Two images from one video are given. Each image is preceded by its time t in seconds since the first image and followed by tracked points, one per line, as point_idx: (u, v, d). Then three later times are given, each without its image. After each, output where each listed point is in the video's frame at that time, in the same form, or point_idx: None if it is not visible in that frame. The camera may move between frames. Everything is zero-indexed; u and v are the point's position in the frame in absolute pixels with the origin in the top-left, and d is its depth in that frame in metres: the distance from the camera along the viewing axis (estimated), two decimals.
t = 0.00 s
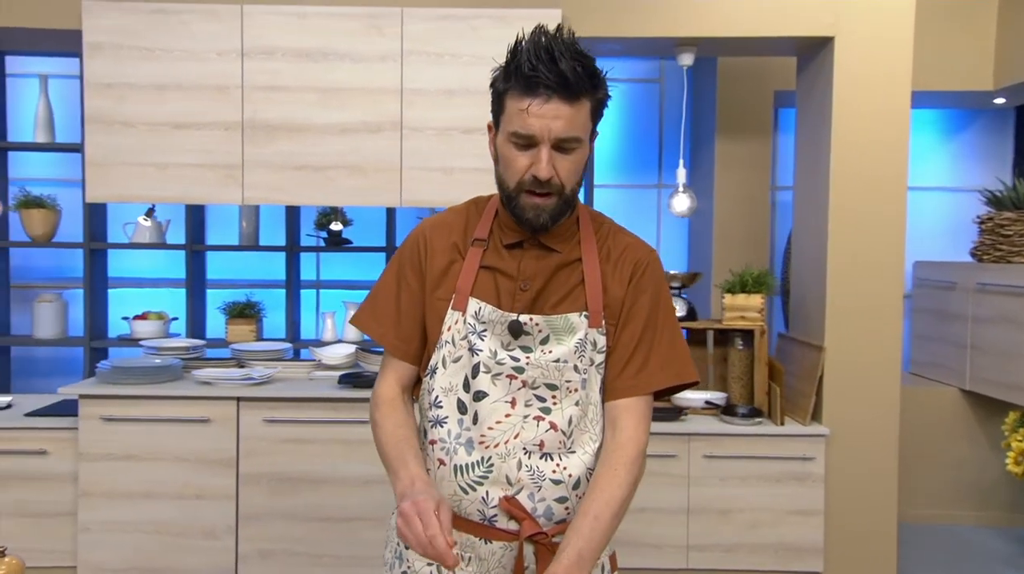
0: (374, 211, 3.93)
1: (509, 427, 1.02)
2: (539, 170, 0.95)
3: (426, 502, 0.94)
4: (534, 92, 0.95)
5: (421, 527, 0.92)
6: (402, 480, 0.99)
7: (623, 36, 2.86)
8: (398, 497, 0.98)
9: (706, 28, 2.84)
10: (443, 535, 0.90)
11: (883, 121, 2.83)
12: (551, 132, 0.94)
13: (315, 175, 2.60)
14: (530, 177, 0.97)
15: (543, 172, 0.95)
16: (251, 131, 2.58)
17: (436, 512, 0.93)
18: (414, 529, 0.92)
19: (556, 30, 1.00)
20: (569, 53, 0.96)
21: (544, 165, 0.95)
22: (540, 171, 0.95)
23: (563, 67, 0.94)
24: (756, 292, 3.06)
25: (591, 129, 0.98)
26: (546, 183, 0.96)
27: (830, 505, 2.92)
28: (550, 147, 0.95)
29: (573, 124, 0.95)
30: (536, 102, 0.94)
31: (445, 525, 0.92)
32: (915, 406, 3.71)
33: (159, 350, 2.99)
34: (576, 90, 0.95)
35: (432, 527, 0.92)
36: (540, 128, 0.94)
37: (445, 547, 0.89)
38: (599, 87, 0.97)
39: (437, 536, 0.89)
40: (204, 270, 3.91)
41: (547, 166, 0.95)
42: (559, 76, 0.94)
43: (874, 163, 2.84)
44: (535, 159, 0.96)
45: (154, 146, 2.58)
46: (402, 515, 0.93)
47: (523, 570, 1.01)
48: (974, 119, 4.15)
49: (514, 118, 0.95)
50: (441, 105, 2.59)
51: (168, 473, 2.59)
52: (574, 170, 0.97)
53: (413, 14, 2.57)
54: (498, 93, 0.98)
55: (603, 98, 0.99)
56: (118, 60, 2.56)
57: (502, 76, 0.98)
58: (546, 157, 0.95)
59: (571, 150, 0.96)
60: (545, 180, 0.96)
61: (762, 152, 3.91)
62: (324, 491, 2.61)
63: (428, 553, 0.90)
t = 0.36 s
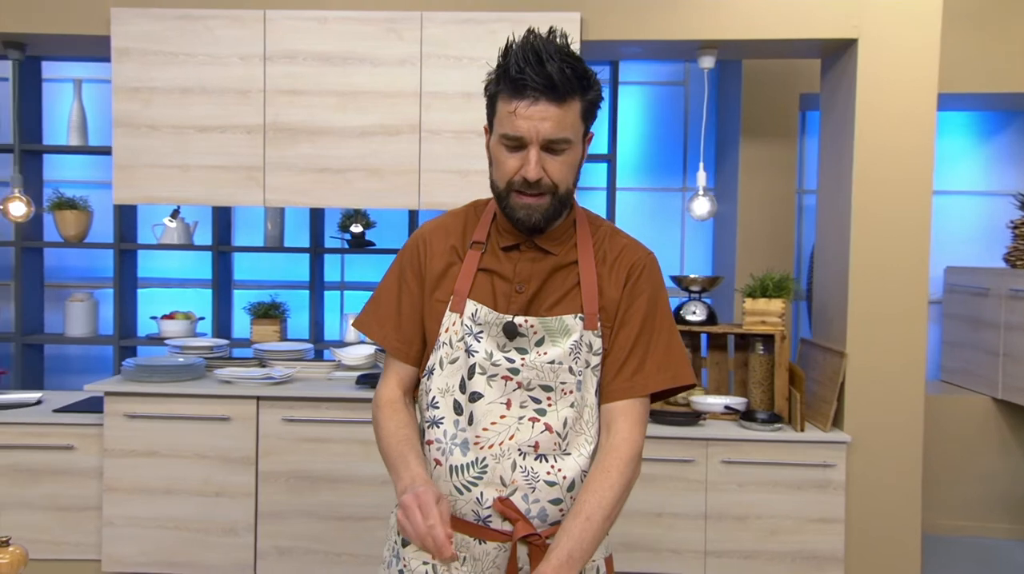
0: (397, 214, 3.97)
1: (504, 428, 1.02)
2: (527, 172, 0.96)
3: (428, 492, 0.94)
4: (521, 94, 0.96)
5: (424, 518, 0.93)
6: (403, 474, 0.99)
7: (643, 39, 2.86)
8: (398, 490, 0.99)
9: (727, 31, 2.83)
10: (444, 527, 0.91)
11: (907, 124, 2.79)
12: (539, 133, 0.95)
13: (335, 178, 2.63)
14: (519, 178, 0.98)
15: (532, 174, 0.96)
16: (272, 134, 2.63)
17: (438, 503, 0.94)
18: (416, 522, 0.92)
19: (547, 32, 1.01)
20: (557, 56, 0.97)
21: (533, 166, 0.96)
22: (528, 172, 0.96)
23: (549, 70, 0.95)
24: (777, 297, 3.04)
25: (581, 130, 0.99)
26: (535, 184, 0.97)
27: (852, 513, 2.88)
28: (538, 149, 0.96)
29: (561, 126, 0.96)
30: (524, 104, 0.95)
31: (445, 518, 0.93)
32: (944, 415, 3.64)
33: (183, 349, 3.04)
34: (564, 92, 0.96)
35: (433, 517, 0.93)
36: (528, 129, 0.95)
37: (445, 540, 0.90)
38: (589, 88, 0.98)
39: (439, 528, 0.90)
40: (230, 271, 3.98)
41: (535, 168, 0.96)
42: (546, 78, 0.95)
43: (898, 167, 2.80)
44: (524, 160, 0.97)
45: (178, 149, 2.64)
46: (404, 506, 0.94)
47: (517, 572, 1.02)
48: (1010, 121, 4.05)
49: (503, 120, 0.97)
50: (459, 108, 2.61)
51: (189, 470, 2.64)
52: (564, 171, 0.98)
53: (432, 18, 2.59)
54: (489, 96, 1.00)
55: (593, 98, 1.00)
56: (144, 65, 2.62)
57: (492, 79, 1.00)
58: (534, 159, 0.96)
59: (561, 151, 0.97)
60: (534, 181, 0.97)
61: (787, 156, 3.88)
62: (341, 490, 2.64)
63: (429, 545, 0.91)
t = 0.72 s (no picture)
0: (416, 215, 3.99)
1: (497, 427, 1.03)
2: (517, 173, 0.99)
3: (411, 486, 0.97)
4: (510, 97, 0.98)
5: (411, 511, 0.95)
6: (391, 471, 1.02)
7: (660, 40, 2.85)
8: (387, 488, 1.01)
9: (745, 31, 2.80)
10: (430, 519, 0.93)
11: (930, 124, 2.75)
12: (527, 135, 0.97)
13: (351, 179, 2.66)
14: (510, 181, 1.00)
15: (522, 175, 0.99)
16: (290, 135, 2.66)
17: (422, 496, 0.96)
18: (403, 515, 0.95)
19: (536, 35, 1.03)
20: (545, 58, 0.99)
21: (522, 168, 0.98)
22: (518, 174, 0.99)
23: (536, 72, 0.97)
24: (795, 300, 3.01)
25: (571, 131, 1.01)
26: (525, 186, 1.00)
27: (870, 520, 2.84)
28: (528, 151, 0.98)
29: (549, 128, 0.98)
30: (512, 107, 0.98)
31: (432, 511, 0.95)
32: (970, 421, 3.57)
33: (203, 347, 3.09)
34: (551, 94, 0.98)
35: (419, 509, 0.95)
36: (516, 132, 0.98)
37: (431, 530, 0.92)
38: (578, 88, 1.00)
39: (426, 518, 0.92)
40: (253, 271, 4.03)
41: (525, 169, 0.98)
42: (533, 81, 0.97)
43: (920, 168, 2.76)
44: (514, 163, 0.99)
45: (198, 150, 2.68)
46: (391, 501, 0.96)
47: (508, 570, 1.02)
48: None
49: (493, 123, 0.99)
50: (473, 109, 2.62)
51: (207, 467, 2.68)
52: (554, 172, 1.00)
53: (447, 20, 2.60)
54: (481, 99, 1.03)
55: (583, 99, 1.02)
56: (166, 68, 2.67)
57: (483, 82, 1.02)
58: (523, 160, 0.98)
59: (550, 152, 1.00)
60: (524, 182, 0.99)
61: (809, 157, 3.84)
62: (355, 488, 2.65)
63: (415, 537, 0.93)
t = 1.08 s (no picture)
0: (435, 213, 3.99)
1: (494, 425, 1.05)
2: (513, 170, 1.00)
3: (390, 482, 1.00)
4: (505, 93, 1.00)
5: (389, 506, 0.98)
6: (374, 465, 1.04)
7: (680, 37, 2.82)
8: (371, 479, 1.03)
9: (766, 27, 2.76)
10: (403, 518, 0.95)
11: (956, 121, 2.69)
12: (523, 131, 0.99)
13: (368, 177, 2.67)
14: (507, 177, 1.02)
15: (518, 171, 1.00)
16: (307, 134, 2.68)
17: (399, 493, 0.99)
18: (379, 512, 0.97)
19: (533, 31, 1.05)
20: (540, 54, 1.01)
21: (518, 164, 1.00)
22: (515, 170, 1.00)
23: (532, 68, 0.99)
24: (816, 300, 2.97)
25: (568, 126, 1.02)
26: (522, 181, 1.02)
27: (893, 524, 2.78)
28: (524, 147, 1.00)
29: (545, 123, 1.00)
30: (508, 103, 1.00)
31: (408, 508, 0.97)
32: (1001, 425, 3.48)
33: (224, 345, 3.12)
34: (547, 89, 1.00)
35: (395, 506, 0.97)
36: (513, 127, 1.00)
37: (404, 529, 0.94)
38: (574, 83, 1.02)
39: (397, 519, 0.94)
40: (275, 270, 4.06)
41: (522, 165, 1.00)
42: (528, 76, 0.99)
43: (945, 165, 2.70)
44: (511, 159, 1.01)
45: (217, 149, 2.71)
46: (368, 496, 0.98)
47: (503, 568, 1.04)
48: None
49: (489, 120, 1.01)
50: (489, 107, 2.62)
51: (225, 463, 2.70)
52: (552, 168, 1.02)
53: (464, 18, 2.60)
54: (478, 94, 1.05)
55: (580, 95, 1.03)
56: (186, 68, 2.70)
57: (480, 78, 1.04)
58: (520, 156, 1.00)
59: (547, 148, 1.01)
60: (521, 178, 1.01)
61: (832, 155, 3.78)
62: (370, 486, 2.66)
63: (390, 534, 0.94)
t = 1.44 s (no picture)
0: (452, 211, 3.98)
1: (489, 425, 1.07)
2: (505, 164, 1.02)
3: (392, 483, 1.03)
4: (494, 87, 1.02)
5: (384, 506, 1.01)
6: (376, 464, 1.07)
7: (696, 32, 2.79)
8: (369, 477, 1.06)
9: (785, 20, 2.72)
10: (398, 519, 0.98)
11: (980, 115, 2.63)
12: (514, 123, 1.01)
13: (381, 175, 2.67)
14: (499, 171, 1.04)
15: (510, 164, 1.02)
16: (321, 133, 2.68)
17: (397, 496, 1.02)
18: (374, 509, 0.99)
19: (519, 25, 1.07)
20: (527, 47, 1.03)
21: (510, 158, 1.02)
22: (506, 163, 1.02)
23: (519, 60, 1.01)
24: (837, 298, 2.92)
25: (557, 117, 1.04)
26: (515, 174, 1.03)
27: (915, 527, 2.73)
28: (515, 139, 1.02)
29: (535, 115, 1.02)
30: (497, 96, 1.02)
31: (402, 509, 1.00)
32: None
33: (241, 343, 3.15)
34: (535, 81, 1.02)
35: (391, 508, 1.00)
36: (503, 121, 1.02)
37: (398, 528, 0.97)
38: (562, 75, 1.04)
39: (392, 518, 0.97)
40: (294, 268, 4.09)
41: (513, 159, 1.02)
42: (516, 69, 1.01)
43: (969, 160, 2.64)
44: (502, 153, 1.03)
45: (233, 148, 2.72)
46: (365, 493, 1.01)
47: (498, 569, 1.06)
48: None
49: (479, 114, 1.03)
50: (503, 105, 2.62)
51: (241, 460, 2.72)
52: (543, 160, 1.04)
53: (477, 15, 2.60)
54: (467, 90, 1.07)
55: (567, 87, 1.05)
56: (202, 67, 2.72)
57: (468, 74, 1.06)
58: (510, 149, 1.02)
59: (538, 140, 1.03)
60: (512, 172, 1.03)
61: (856, 150, 3.72)
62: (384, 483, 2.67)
63: (383, 533, 0.98)
